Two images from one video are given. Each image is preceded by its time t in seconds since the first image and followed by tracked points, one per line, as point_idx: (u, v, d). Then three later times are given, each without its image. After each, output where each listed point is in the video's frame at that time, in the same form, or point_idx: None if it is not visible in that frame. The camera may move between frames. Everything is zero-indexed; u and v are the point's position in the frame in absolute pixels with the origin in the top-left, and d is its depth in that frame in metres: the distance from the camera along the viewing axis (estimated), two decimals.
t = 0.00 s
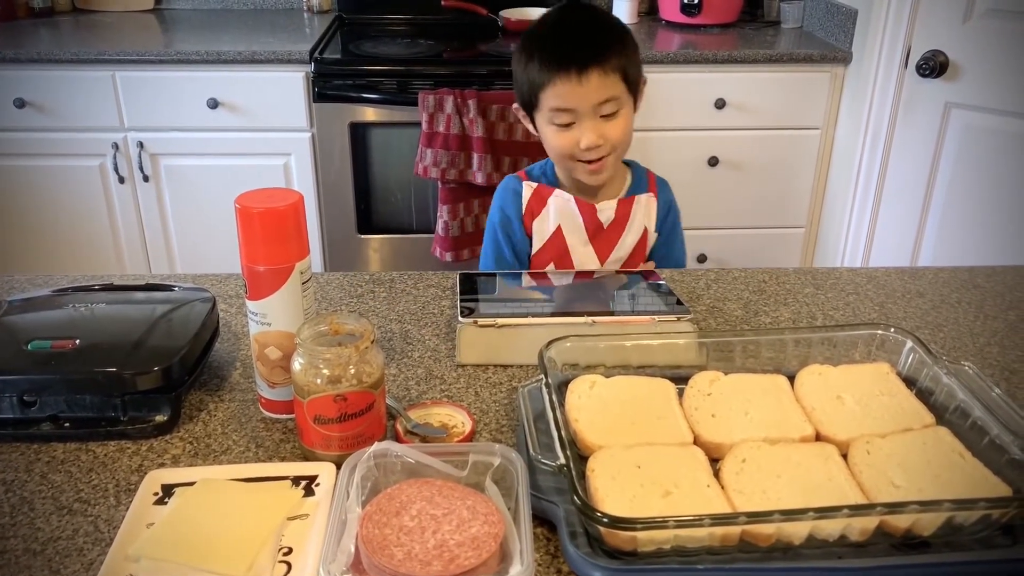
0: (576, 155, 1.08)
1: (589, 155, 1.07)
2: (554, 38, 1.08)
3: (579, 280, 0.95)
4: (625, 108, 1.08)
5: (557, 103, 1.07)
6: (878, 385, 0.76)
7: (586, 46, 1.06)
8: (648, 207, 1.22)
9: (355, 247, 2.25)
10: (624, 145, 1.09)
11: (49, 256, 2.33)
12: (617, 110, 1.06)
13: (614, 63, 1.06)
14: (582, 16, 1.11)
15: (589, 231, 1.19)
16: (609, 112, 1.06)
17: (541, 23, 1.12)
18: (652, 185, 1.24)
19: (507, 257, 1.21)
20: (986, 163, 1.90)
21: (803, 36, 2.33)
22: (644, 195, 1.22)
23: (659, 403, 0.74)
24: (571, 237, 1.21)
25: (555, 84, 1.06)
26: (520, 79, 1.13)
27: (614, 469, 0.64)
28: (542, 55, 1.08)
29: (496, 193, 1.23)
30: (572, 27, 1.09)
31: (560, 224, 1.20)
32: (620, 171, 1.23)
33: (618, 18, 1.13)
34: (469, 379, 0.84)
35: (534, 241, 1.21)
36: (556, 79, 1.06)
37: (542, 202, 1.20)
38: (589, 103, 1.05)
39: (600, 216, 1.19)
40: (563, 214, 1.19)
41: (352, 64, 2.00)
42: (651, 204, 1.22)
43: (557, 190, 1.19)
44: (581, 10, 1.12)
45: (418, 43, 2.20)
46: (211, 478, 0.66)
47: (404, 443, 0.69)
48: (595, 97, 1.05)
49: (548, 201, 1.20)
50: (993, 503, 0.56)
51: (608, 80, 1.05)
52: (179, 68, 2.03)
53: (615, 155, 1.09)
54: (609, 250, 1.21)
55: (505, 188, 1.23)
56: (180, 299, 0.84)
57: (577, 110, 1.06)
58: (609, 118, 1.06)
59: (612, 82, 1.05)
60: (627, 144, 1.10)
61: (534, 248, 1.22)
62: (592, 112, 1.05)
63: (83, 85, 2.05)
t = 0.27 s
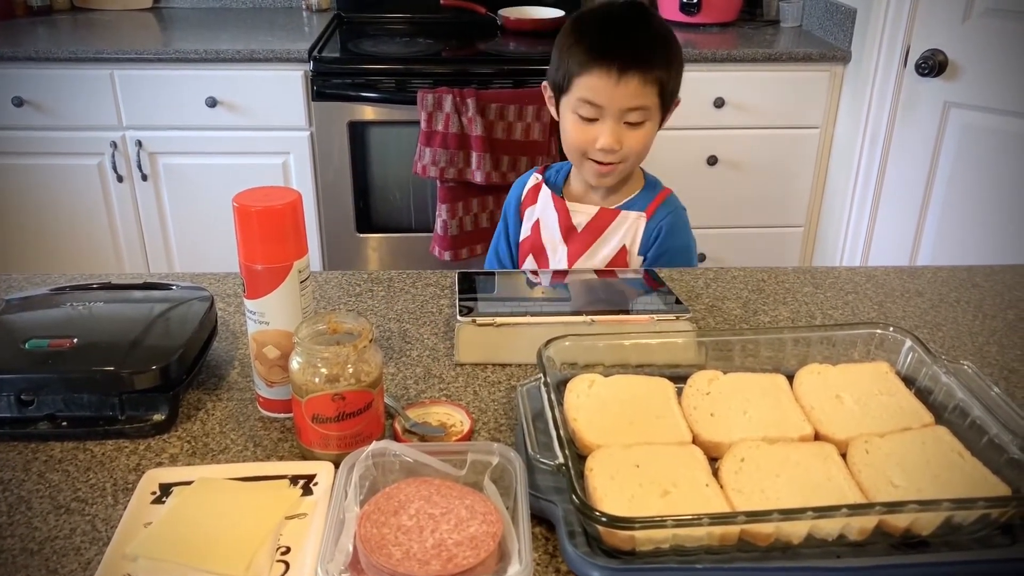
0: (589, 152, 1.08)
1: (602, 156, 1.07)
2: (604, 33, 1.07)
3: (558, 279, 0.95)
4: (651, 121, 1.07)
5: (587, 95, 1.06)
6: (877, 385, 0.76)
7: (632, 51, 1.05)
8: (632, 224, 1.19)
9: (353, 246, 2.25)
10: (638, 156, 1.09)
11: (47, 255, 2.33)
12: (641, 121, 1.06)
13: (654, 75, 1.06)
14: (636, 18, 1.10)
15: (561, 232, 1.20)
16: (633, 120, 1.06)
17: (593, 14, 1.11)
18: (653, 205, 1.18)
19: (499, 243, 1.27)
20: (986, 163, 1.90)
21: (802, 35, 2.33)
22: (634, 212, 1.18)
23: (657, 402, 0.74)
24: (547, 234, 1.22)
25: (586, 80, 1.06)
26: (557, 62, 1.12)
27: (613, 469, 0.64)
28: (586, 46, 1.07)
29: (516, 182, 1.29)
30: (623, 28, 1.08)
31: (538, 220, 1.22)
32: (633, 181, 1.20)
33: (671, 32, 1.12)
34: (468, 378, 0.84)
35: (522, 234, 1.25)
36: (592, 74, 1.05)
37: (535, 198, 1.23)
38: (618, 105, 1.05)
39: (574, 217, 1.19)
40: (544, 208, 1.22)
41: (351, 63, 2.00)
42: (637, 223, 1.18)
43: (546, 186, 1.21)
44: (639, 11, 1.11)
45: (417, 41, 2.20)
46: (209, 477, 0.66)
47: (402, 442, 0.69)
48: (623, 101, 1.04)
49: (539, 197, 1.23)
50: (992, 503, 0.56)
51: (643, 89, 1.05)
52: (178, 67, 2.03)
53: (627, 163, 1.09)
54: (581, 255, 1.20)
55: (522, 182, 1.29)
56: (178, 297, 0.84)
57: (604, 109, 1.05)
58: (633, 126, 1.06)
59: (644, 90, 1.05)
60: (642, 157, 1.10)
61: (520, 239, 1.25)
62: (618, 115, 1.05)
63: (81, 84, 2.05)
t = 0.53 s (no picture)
0: (590, 166, 1.08)
1: (602, 170, 1.07)
2: (608, 44, 1.06)
3: (558, 276, 0.95)
4: (653, 136, 1.07)
5: (589, 108, 1.05)
6: (878, 383, 0.75)
7: (636, 65, 1.05)
8: (638, 232, 1.19)
9: (353, 244, 2.25)
10: (639, 169, 1.09)
11: (47, 253, 2.33)
12: (644, 136, 1.06)
13: (658, 89, 1.05)
14: (641, 27, 1.09)
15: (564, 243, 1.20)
16: (635, 135, 1.06)
17: (598, 22, 1.10)
18: (656, 211, 1.20)
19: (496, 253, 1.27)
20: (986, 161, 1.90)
21: (802, 33, 2.33)
22: (639, 219, 1.19)
23: (658, 400, 0.74)
24: (550, 245, 1.22)
25: (589, 92, 1.05)
26: (559, 71, 1.11)
27: (613, 467, 0.64)
28: (590, 58, 1.06)
29: (505, 190, 1.28)
30: (628, 39, 1.07)
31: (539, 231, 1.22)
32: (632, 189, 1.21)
33: (677, 41, 1.11)
34: (468, 376, 0.84)
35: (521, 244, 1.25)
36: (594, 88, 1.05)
37: (531, 207, 1.23)
38: (620, 120, 1.04)
39: (578, 229, 1.18)
40: (544, 219, 1.21)
41: (351, 60, 2.00)
42: (642, 231, 1.19)
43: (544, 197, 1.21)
44: (644, 19, 1.10)
45: (417, 39, 2.19)
46: (209, 475, 0.66)
47: (402, 440, 0.68)
48: (626, 117, 1.04)
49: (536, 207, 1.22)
50: (993, 500, 0.56)
51: (647, 105, 1.05)
52: (177, 65, 2.02)
53: (628, 176, 1.09)
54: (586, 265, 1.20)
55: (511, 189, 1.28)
56: (177, 295, 0.84)
57: (605, 123, 1.05)
58: (634, 141, 1.06)
59: (648, 105, 1.05)
60: (643, 169, 1.10)
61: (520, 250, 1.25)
62: (620, 131, 1.05)
63: (80, 82, 2.05)
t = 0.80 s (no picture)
0: (586, 176, 1.08)
1: (598, 180, 1.07)
2: (599, 54, 1.06)
3: (564, 274, 0.95)
4: (648, 144, 1.07)
5: (581, 120, 1.05)
6: (876, 380, 0.76)
7: (626, 74, 1.04)
8: (644, 235, 1.18)
9: (352, 242, 2.24)
10: (636, 178, 1.09)
11: (46, 251, 2.33)
12: (638, 145, 1.05)
13: (651, 98, 1.05)
14: (632, 36, 1.09)
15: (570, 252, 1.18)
16: (630, 145, 1.05)
17: (588, 32, 1.09)
18: (661, 213, 1.22)
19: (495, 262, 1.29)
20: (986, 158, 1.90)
21: (802, 30, 2.32)
22: (644, 223, 1.18)
23: (656, 397, 0.74)
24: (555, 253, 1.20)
25: (581, 103, 1.05)
26: (552, 82, 1.11)
27: (612, 464, 0.64)
28: (580, 70, 1.06)
29: (503, 200, 1.29)
30: (618, 49, 1.07)
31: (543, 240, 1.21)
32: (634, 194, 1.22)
33: (670, 47, 1.10)
34: (467, 373, 0.84)
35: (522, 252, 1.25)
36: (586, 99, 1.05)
37: (532, 216, 1.23)
38: (613, 131, 1.04)
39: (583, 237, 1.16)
40: (546, 229, 1.20)
41: (351, 58, 1.99)
42: (648, 234, 1.18)
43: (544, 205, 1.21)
44: (636, 27, 1.10)
45: (416, 37, 2.19)
46: (208, 472, 0.66)
47: (401, 437, 0.69)
48: (618, 126, 1.04)
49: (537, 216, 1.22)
50: (991, 497, 0.56)
51: (640, 114, 1.04)
52: (176, 63, 2.02)
53: (626, 185, 1.09)
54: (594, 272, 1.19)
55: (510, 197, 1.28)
56: (177, 292, 0.84)
57: (598, 134, 1.05)
58: (629, 150, 1.06)
59: (640, 114, 1.04)
60: (641, 178, 1.10)
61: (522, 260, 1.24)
62: (613, 141, 1.04)
63: (80, 79, 2.04)
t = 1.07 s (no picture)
0: (579, 177, 1.08)
1: (591, 180, 1.07)
2: (585, 55, 1.06)
3: (565, 272, 0.95)
4: (639, 141, 1.06)
5: (569, 121, 1.06)
6: (876, 378, 0.76)
7: (612, 73, 1.04)
8: (646, 236, 1.18)
9: (352, 240, 2.24)
10: (630, 176, 1.08)
11: (45, 249, 2.33)
12: (628, 142, 1.05)
13: (638, 95, 1.04)
14: (619, 35, 1.08)
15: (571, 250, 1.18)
16: (620, 143, 1.05)
17: (574, 33, 1.10)
18: (664, 213, 1.21)
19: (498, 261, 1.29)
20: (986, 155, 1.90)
21: (802, 28, 2.32)
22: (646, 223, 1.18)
23: (656, 396, 0.74)
24: (555, 252, 1.20)
25: (568, 104, 1.05)
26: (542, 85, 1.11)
27: (612, 463, 0.64)
28: (567, 71, 1.06)
29: (506, 199, 1.29)
30: (604, 48, 1.07)
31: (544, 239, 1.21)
32: (636, 192, 1.21)
33: (659, 43, 1.10)
34: (467, 372, 0.84)
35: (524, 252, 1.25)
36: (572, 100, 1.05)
37: (534, 215, 1.23)
38: (601, 130, 1.04)
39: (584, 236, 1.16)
40: (547, 227, 1.20)
41: (350, 56, 1.99)
42: (651, 235, 1.17)
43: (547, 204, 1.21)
44: (623, 25, 1.09)
45: (416, 34, 2.19)
46: (208, 471, 0.66)
47: (401, 435, 0.69)
48: (606, 125, 1.04)
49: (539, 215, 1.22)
50: (991, 495, 0.56)
51: (627, 112, 1.04)
52: (176, 61, 2.02)
53: (619, 184, 1.09)
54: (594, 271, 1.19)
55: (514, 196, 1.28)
56: (177, 291, 0.84)
57: (587, 134, 1.05)
58: (619, 149, 1.05)
59: (628, 112, 1.04)
60: (635, 175, 1.09)
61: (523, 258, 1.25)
62: (602, 140, 1.04)
63: (79, 77, 2.04)
